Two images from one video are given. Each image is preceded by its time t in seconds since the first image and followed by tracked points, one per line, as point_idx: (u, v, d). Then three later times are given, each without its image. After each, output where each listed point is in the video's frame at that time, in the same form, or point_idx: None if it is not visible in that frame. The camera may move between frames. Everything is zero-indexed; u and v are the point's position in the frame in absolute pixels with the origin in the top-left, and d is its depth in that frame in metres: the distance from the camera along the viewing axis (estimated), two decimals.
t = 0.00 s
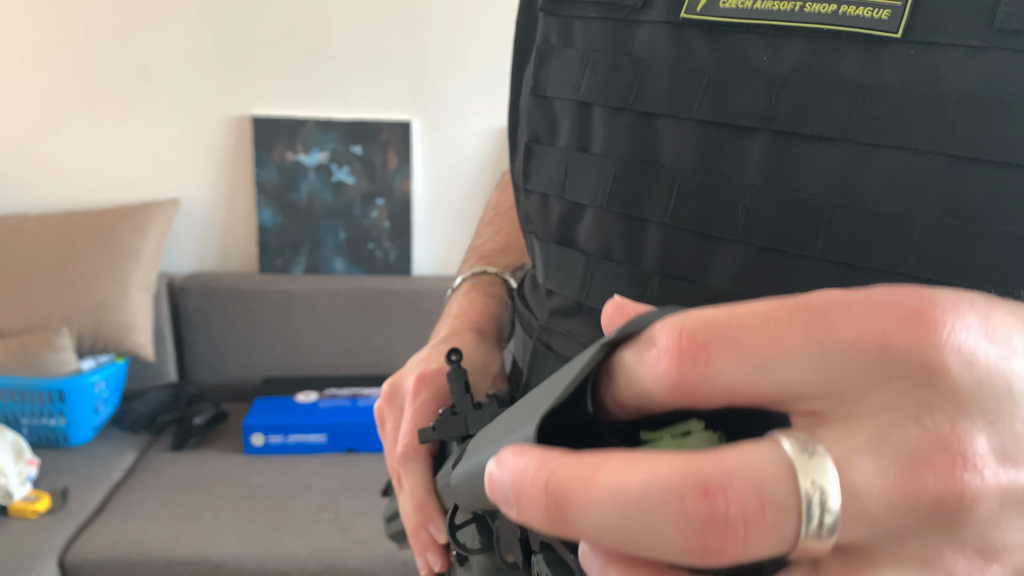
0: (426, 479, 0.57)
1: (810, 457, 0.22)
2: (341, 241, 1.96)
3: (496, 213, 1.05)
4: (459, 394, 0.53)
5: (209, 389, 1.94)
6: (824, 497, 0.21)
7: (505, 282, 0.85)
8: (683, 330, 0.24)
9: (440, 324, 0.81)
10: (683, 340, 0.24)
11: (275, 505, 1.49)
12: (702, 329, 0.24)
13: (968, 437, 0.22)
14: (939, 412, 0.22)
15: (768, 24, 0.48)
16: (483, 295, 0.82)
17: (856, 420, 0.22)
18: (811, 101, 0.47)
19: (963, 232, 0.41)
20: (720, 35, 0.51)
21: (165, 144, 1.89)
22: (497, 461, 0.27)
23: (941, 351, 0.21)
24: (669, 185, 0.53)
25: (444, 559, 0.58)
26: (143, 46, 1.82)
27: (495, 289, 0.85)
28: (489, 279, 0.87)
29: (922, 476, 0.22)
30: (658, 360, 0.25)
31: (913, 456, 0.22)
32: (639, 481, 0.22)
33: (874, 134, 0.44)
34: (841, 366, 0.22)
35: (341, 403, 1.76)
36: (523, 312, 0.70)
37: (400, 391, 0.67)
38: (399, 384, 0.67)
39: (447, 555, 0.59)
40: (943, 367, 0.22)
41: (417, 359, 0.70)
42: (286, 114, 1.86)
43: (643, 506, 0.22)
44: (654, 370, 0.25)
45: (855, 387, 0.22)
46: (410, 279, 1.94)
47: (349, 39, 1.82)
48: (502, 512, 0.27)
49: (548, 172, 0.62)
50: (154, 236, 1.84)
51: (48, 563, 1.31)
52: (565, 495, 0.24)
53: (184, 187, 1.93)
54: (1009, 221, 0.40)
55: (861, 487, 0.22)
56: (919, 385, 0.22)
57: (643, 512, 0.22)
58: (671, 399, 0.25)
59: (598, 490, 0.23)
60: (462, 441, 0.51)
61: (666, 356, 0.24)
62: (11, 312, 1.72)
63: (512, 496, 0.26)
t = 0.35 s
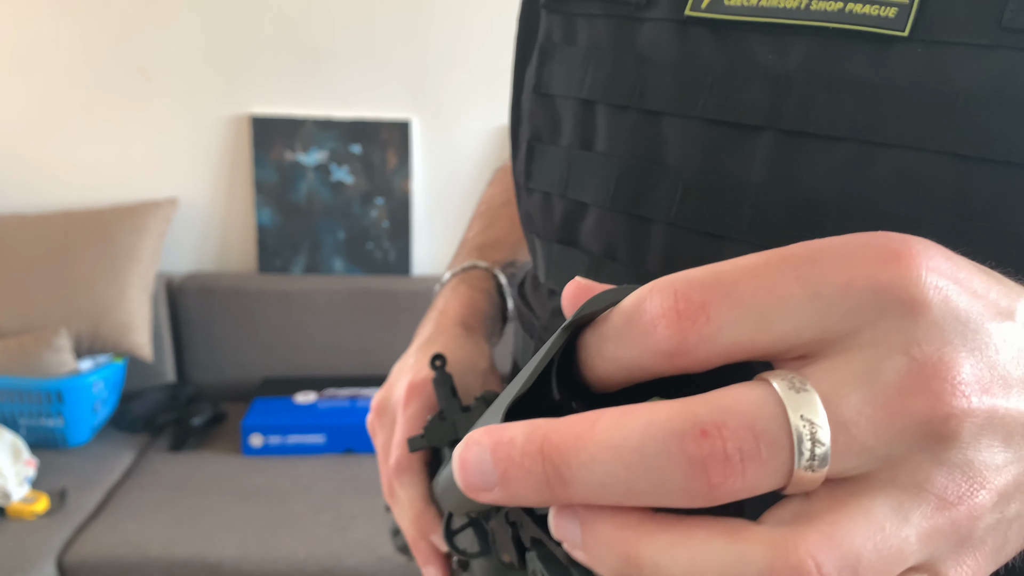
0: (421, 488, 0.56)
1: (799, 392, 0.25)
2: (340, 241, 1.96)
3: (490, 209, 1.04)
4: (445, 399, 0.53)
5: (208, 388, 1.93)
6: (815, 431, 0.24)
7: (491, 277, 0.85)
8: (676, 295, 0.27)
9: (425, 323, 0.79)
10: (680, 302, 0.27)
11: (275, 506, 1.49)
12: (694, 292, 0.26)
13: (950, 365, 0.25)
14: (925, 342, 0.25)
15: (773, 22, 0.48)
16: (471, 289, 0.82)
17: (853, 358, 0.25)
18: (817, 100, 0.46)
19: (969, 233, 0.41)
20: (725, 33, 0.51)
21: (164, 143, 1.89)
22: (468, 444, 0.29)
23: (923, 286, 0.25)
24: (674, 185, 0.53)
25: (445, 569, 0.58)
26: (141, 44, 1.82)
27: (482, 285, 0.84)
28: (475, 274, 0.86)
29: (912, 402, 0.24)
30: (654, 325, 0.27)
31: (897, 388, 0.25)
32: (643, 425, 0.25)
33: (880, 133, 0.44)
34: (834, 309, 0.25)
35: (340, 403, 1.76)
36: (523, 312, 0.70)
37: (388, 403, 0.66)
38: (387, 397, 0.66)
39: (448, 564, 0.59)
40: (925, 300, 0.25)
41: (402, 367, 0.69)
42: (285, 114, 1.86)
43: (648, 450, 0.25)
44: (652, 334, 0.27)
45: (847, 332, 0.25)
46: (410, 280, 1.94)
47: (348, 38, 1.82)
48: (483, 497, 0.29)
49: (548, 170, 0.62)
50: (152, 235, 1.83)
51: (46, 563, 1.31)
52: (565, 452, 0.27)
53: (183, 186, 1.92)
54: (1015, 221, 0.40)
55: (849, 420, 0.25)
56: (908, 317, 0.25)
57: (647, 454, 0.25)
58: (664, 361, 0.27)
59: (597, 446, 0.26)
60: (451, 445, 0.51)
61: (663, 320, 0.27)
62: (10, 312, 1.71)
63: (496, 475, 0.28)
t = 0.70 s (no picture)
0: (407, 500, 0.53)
1: (759, 377, 0.24)
2: (340, 241, 1.95)
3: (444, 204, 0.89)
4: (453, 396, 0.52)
5: (208, 388, 1.93)
6: (775, 410, 0.24)
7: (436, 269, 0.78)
8: (640, 288, 0.26)
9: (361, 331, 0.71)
10: (648, 294, 0.25)
11: (274, 507, 1.48)
12: (664, 282, 0.25)
13: (919, 352, 0.24)
14: (897, 330, 0.24)
15: (781, 23, 0.48)
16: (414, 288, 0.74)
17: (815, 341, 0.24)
18: (825, 102, 0.46)
19: (979, 234, 0.41)
20: (731, 34, 0.50)
21: (163, 143, 1.88)
22: (433, 428, 0.27)
23: (890, 276, 0.24)
24: (681, 187, 0.52)
25: None
26: (141, 44, 1.81)
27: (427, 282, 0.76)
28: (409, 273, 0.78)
29: (875, 386, 0.24)
30: (624, 317, 0.26)
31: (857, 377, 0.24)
32: (604, 403, 0.25)
33: (888, 134, 0.44)
34: (798, 295, 0.24)
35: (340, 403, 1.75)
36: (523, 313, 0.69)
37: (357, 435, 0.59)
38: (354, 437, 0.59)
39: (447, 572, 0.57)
40: (894, 292, 0.24)
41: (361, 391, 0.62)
42: (285, 114, 1.86)
43: (604, 427, 0.24)
44: (618, 326, 0.26)
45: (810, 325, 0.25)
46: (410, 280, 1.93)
47: (349, 37, 1.81)
48: (442, 481, 0.27)
49: (553, 172, 0.61)
50: (152, 236, 1.83)
51: (45, 563, 1.30)
52: (529, 430, 0.25)
53: (182, 186, 1.91)
54: None
55: (810, 403, 0.24)
56: (876, 306, 0.24)
57: (607, 432, 0.24)
58: (633, 355, 0.26)
59: (559, 422, 0.25)
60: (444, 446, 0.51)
61: (632, 312, 0.25)
62: (9, 312, 1.71)
63: (462, 455, 0.26)
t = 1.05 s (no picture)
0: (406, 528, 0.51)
1: (777, 351, 0.24)
2: (340, 241, 1.95)
3: (423, 257, 0.85)
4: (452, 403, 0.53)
5: (207, 389, 1.92)
6: (791, 384, 0.23)
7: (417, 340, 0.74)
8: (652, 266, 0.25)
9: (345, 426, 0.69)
10: (660, 269, 0.25)
11: (274, 507, 1.48)
12: (676, 257, 0.25)
13: (934, 324, 0.24)
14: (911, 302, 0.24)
15: (780, 26, 0.48)
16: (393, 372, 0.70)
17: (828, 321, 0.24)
18: (825, 105, 0.46)
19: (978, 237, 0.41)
20: (729, 37, 0.50)
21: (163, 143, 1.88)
22: (456, 411, 0.26)
23: (901, 249, 0.24)
24: (680, 190, 0.52)
25: None
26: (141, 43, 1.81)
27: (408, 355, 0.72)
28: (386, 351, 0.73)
29: (890, 358, 0.24)
30: (636, 294, 0.25)
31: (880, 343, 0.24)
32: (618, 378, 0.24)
33: (888, 137, 0.44)
34: (813, 272, 0.24)
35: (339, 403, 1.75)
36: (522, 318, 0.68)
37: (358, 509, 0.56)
38: (349, 514, 0.56)
39: None
40: (906, 265, 0.24)
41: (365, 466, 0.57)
42: (285, 113, 1.85)
43: (622, 405, 0.24)
44: (634, 302, 0.25)
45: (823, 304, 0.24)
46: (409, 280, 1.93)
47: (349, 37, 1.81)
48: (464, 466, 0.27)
49: (550, 175, 0.60)
50: (151, 235, 1.83)
51: (45, 563, 1.30)
52: (547, 412, 0.25)
53: (182, 186, 1.91)
54: None
55: (827, 377, 0.24)
56: (888, 278, 0.24)
57: (624, 409, 0.24)
58: (648, 331, 0.25)
59: (576, 401, 0.24)
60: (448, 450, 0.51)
61: (645, 288, 0.25)
62: (9, 312, 1.71)
63: (482, 439, 0.26)
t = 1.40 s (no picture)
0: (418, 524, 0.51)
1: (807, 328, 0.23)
2: (340, 241, 1.94)
3: (415, 276, 0.87)
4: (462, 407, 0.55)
5: (206, 389, 1.92)
6: (825, 362, 0.23)
7: (415, 362, 0.76)
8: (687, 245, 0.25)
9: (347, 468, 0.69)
10: (695, 249, 0.25)
11: (274, 507, 1.48)
12: (710, 237, 0.25)
13: (971, 308, 0.24)
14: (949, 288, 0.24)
15: (777, 28, 0.47)
16: (391, 399, 0.72)
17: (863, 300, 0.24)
18: (822, 108, 0.46)
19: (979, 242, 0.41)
20: (725, 39, 0.50)
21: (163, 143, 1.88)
22: (474, 386, 0.25)
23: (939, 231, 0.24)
24: (677, 194, 0.52)
25: None
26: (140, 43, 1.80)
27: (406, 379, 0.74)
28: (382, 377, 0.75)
29: (924, 339, 0.24)
30: (670, 274, 0.25)
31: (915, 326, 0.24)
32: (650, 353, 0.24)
33: (888, 140, 0.44)
34: (847, 254, 0.24)
35: (340, 403, 1.74)
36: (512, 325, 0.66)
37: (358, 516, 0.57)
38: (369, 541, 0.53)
39: None
40: (943, 247, 0.24)
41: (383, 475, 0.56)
42: (285, 113, 1.85)
43: (656, 379, 0.24)
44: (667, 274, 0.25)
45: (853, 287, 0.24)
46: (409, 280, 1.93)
47: (349, 36, 1.81)
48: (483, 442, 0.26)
49: (544, 178, 0.59)
50: (151, 235, 1.82)
51: (45, 564, 1.30)
52: (576, 385, 0.24)
53: (182, 185, 1.91)
54: None
55: (860, 356, 0.23)
56: (924, 261, 0.24)
57: (658, 383, 0.24)
58: (679, 312, 0.25)
59: (608, 374, 0.24)
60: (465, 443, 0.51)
61: (680, 268, 0.25)
62: (9, 312, 1.70)
63: (507, 414, 0.25)
